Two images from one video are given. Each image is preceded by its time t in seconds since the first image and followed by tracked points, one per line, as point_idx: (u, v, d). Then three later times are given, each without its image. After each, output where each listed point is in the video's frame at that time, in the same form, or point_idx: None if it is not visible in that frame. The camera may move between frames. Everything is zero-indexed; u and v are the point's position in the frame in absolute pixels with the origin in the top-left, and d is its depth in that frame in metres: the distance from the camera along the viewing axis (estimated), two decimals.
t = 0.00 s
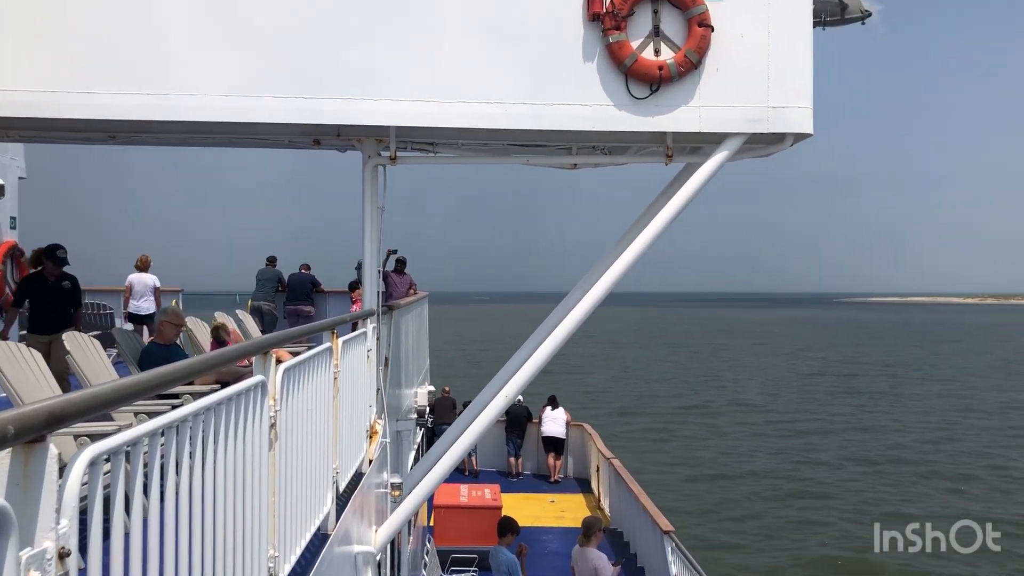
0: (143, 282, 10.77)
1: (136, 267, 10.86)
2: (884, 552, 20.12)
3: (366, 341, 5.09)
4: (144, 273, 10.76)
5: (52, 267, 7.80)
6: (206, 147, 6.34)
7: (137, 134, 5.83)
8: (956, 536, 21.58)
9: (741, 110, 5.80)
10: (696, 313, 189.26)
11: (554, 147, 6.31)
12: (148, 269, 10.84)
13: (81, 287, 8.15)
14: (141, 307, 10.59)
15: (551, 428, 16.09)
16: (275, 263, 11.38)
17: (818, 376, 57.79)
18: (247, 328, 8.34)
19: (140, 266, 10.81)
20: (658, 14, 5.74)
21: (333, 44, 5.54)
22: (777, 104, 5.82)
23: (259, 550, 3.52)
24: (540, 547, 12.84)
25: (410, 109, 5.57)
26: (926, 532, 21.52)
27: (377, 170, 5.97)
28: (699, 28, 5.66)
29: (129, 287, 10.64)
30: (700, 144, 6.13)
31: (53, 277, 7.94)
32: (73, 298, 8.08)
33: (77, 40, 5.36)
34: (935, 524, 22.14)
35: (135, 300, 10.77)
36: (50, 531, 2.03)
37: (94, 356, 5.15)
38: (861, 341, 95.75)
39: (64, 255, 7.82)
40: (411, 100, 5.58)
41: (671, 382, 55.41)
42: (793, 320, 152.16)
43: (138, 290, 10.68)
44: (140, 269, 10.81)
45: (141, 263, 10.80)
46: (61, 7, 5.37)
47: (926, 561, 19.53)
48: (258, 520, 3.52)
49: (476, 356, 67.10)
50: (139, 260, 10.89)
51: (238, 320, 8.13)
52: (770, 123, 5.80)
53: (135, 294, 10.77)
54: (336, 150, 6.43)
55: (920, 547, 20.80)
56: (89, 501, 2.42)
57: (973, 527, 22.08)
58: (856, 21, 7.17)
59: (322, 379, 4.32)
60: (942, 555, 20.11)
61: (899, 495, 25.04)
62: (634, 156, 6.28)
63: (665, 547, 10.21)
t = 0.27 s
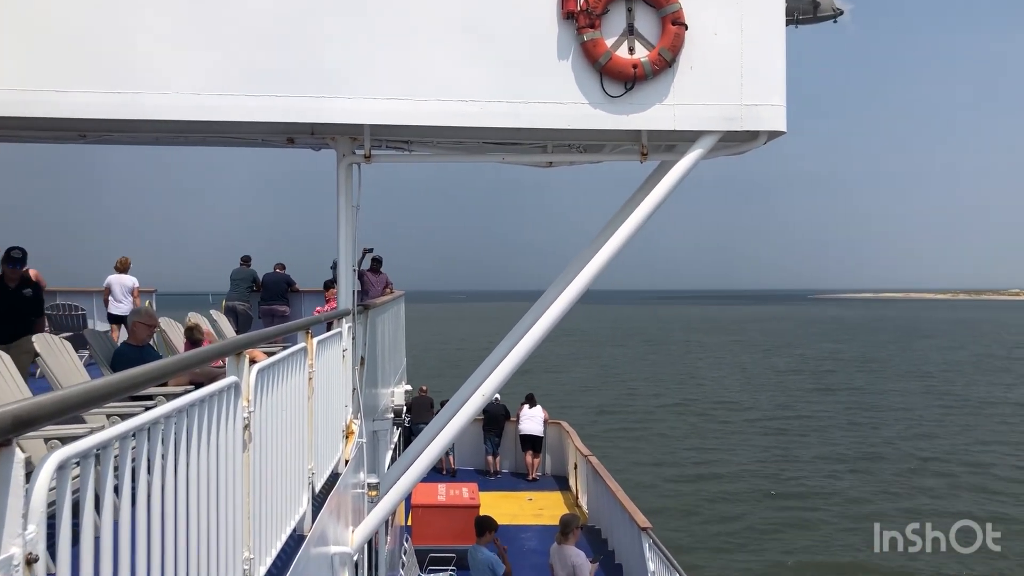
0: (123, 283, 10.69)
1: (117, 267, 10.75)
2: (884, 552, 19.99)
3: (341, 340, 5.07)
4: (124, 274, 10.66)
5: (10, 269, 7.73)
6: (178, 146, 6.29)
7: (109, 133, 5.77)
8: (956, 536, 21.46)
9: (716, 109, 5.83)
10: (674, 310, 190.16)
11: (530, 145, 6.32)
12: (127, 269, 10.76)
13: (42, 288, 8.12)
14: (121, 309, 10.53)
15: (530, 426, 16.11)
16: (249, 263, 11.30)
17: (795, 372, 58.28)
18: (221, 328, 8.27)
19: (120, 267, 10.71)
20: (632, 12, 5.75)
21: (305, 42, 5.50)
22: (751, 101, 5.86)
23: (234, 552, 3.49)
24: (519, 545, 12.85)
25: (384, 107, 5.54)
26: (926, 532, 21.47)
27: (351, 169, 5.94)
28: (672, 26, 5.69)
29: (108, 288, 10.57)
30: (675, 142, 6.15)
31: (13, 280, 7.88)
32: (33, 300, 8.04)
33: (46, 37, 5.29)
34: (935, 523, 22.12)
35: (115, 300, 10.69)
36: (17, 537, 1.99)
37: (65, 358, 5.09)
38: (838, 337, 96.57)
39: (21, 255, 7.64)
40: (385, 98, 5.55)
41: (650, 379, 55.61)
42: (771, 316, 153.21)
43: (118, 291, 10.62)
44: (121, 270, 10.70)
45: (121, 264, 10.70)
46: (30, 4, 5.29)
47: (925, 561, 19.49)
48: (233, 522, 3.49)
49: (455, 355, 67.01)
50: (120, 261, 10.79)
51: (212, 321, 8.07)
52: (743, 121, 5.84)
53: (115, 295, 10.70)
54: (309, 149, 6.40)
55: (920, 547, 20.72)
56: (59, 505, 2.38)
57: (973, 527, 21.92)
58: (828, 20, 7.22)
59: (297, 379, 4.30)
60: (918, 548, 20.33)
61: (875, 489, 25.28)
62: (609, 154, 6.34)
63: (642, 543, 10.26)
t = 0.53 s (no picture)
0: (106, 282, 10.59)
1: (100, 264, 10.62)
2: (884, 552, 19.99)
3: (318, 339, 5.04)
4: (106, 272, 10.55)
5: None
6: (153, 143, 6.22)
7: (81, 130, 5.70)
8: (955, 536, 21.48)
9: (694, 109, 5.85)
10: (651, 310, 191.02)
11: (508, 145, 6.31)
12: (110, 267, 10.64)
13: None
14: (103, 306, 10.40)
15: (506, 425, 16.12)
16: (224, 262, 11.21)
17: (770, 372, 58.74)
18: (197, 327, 8.20)
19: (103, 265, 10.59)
20: (609, 11, 5.76)
21: (283, 39, 5.46)
22: (729, 101, 5.89)
23: (208, 554, 3.45)
24: (496, 544, 12.85)
25: (362, 105, 5.51)
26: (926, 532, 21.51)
27: (329, 167, 5.90)
28: (650, 26, 5.70)
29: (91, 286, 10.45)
30: (652, 142, 6.17)
31: None
32: None
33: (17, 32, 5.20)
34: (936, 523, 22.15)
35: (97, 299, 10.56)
36: None
37: (37, 358, 5.02)
38: (812, 337, 97.41)
39: None
40: (363, 96, 5.52)
41: (627, 378, 55.81)
42: (747, 316, 154.29)
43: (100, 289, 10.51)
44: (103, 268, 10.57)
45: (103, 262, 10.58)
46: None
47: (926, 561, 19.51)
48: (208, 524, 3.46)
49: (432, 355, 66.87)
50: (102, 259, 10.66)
51: (187, 320, 8.00)
52: (720, 121, 5.86)
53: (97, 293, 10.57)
54: (286, 146, 6.36)
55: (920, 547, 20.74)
56: (29, 507, 2.34)
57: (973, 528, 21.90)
58: (805, 21, 7.28)
59: (273, 378, 4.27)
60: (892, 545, 20.57)
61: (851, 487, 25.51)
62: (588, 153, 6.37)
63: (619, 542, 10.30)
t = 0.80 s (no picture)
0: (85, 277, 10.51)
1: (77, 260, 10.50)
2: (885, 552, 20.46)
3: (295, 337, 5.01)
4: (85, 268, 10.45)
5: None
6: (130, 138, 6.17)
7: (57, 123, 5.64)
8: (955, 536, 21.92)
9: (674, 110, 5.88)
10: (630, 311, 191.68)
11: (489, 143, 6.31)
12: (88, 263, 10.55)
13: None
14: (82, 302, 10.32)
15: (485, 424, 16.11)
16: (201, 258, 11.12)
17: (748, 374, 59.14)
18: (172, 324, 8.14)
19: (80, 261, 10.48)
20: (591, 11, 5.78)
21: (263, 35, 5.43)
22: (707, 104, 5.92)
23: (183, 552, 3.42)
24: (473, 543, 12.84)
25: (343, 102, 5.49)
26: (925, 531, 21.96)
27: (308, 164, 5.87)
28: (631, 27, 5.73)
29: (70, 281, 10.36)
30: (632, 143, 6.20)
31: None
32: None
33: None
34: (936, 523, 22.63)
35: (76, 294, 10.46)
36: None
37: (10, 353, 4.95)
38: (789, 339, 98.19)
39: None
40: (344, 92, 5.50)
41: (605, 379, 55.96)
42: (725, 318, 155.20)
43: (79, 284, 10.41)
44: (81, 263, 10.47)
45: (81, 257, 10.46)
46: None
47: (928, 560, 19.94)
48: (182, 522, 3.43)
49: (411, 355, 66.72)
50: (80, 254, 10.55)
51: (164, 317, 7.94)
52: (699, 122, 5.90)
53: (76, 288, 10.48)
54: (265, 142, 6.32)
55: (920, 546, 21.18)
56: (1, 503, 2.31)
57: (972, 527, 22.48)
58: (783, 24, 7.35)
59: (249, 376, 4.24)
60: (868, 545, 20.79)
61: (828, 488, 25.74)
62: (568, 153, 6.38)
63: (595, 542, 10.33)
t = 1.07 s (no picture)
0: (61, 276, 10.41)
1: (51, 258, 10.40)
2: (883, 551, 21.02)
3: (274, 337, 4.99)
4: (61, 266, 10.35)
5: None
6: (109, 135, 6.12)
7: (33, 120, 5.59)
8: (956, 536, 22.52)
9: (655, 112, 5.90)
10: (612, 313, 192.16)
11: (470, 144, 6.32)
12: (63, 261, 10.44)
13: None
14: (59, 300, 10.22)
15: (464, 425, 16.09)
16: (180, 257, 11.04)
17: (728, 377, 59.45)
18: (149, 323, 8.08)
19: (56, 259, 10.38)
20: (573, 14, 5.81)
21: (244, 33, 5.41)
22: (688, 107, 5.95)
23: (158, 554, 3.39)
24: (452, 544, 12.82)
25: (323, 102, 5.48)
26: (926, 531, 22.53)
27: (288, 163, 5.84)
28: (613, 29, 5.74)
29: (47, 279, 10.26)
30: (613, 145, 6.23)
31: None
32: None
33: None
34: (936, 524, 23.23)
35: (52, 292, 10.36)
36: None
37: None
38: (769, 342, 98.84)
39: None
40: (324, 92, 5.49)
41: (587, 381, 56.05)
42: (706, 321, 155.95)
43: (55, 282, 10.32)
44: (56, 261, 10.36)
45: (57, 255, 10.36)
46: None
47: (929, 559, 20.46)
48: (158, 524, 3.40)
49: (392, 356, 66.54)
50: (56, 252, 10.45)
51: (141, 316, 7.88)
52: (680, 125, 5.93)
53: (52, 286, 10.38)
54: (245, 142, 6.29)
55: (920, 546, 21.73)
56: None
57: (972, 527, 23.15)
58: (764, 28, 7.40)
59: (227, 376, 4.21)
60: (846, 546, 20.98)
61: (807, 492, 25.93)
62: (549, 154, 6.38)
63: (574, 543, 10.35)
